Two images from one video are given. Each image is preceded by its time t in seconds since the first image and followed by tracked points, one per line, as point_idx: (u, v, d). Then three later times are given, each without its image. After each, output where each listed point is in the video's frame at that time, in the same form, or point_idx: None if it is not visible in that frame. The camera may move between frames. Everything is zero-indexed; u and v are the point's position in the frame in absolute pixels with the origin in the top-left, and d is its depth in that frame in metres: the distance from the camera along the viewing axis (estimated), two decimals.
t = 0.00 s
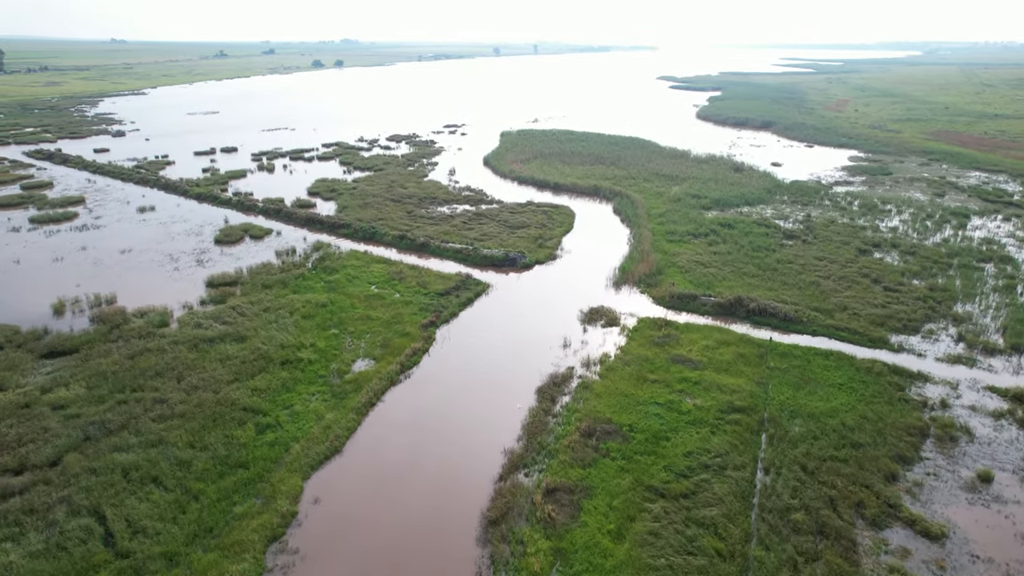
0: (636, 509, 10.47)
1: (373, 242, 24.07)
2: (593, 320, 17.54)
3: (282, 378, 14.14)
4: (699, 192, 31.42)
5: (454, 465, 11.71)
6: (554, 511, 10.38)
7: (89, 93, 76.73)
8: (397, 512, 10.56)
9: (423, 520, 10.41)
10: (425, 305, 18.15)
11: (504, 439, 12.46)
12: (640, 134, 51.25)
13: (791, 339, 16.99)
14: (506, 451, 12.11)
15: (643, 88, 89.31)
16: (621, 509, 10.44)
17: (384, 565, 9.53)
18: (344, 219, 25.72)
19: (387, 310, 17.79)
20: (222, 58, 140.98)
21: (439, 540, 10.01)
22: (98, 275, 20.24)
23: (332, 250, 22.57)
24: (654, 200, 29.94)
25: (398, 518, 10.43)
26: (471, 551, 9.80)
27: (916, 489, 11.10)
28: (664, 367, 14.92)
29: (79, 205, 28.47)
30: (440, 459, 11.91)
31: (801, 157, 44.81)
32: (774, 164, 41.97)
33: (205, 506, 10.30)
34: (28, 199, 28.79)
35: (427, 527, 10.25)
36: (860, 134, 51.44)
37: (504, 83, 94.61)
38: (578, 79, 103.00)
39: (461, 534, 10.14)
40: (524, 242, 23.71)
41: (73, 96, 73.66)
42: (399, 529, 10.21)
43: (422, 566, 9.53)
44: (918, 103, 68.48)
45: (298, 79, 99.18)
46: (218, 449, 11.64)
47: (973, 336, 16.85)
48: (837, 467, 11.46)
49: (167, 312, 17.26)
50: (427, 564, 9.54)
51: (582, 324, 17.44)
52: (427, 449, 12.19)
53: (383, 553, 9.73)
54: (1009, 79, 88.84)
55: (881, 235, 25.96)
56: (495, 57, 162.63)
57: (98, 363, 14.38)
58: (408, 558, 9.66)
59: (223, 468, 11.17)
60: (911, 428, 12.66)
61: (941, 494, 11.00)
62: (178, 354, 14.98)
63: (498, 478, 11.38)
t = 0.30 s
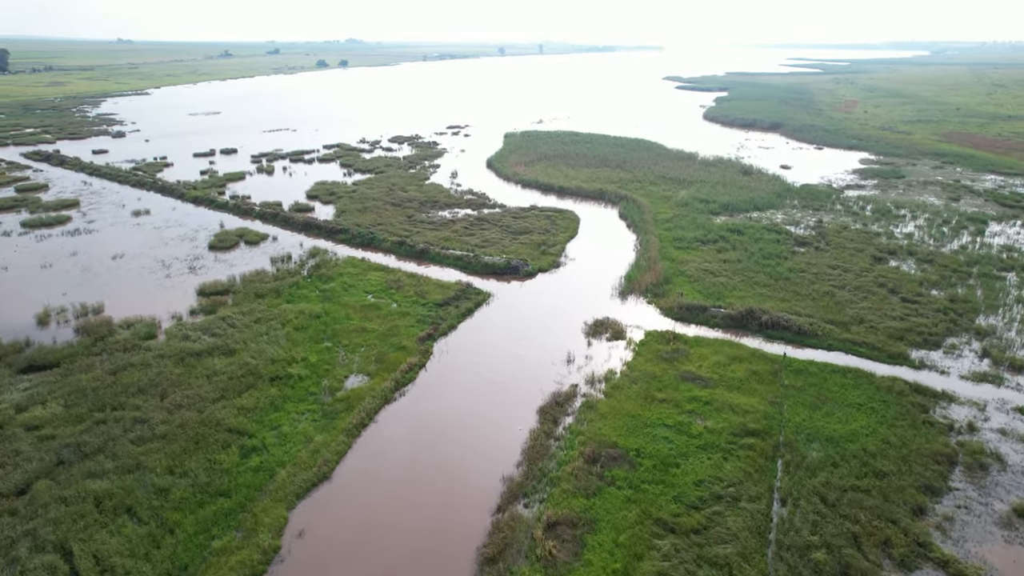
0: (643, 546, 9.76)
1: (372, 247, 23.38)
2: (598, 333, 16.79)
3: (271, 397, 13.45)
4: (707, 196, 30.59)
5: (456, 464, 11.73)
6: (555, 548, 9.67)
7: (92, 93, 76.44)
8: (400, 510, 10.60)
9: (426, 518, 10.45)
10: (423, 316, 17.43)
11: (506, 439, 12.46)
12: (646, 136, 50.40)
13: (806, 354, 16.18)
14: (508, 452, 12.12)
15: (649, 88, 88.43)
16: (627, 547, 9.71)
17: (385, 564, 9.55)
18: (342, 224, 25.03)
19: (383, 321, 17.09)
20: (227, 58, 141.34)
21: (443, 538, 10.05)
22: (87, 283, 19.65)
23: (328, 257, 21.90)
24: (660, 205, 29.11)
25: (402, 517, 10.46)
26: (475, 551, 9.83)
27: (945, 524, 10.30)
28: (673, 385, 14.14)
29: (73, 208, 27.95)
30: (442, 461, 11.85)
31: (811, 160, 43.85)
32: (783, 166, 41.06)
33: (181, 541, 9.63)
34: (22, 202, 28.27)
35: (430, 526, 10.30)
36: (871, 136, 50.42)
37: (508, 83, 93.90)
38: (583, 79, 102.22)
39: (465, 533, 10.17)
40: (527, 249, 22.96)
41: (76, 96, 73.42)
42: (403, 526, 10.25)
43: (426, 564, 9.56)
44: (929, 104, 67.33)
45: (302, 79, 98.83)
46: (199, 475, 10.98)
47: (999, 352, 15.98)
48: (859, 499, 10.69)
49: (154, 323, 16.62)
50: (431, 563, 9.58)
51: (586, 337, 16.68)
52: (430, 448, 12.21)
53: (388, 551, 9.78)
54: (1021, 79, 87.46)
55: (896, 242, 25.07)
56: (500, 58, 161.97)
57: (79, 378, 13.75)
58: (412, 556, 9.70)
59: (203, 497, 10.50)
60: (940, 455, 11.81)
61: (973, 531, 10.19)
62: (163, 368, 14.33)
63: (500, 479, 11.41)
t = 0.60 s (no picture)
0: None
1: (366, 254, 22.68)
2: (601, 347, 16.03)
3: (254, 417, 12.72)
4: (712, 200, 29.81)
5: (456, 464, 11.71)
6: None
7: (90, 93, 75.88)
8: (402, 509, 10.62)
9: (427, 518, 10.45)
10: (417, 328, 16.69)
11: (505, 439, 12.44)
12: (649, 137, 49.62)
13: (819, 369, 15.39)
14: (508, 450, 12.12)
15: (651, 88, 87.69)
16: None
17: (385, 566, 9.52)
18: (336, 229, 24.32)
19: (376, 333, 16.36)
20: (228, 58, 140.98)
21: (445, 536, 10.09)
22: (70, 292, 18.96)
23: (321, 264, 21.18)
24: (664, 209, 28.33)
25: (403, 516, 10.49)
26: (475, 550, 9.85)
27: (977, 565, 9.52)
28: (680, 405, 13.38)
29: (63, 212, 27.30)
30: (443, 462, 11.79)
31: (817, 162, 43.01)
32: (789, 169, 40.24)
33: None
34: (11, 205, 27.63)
35: (431, 524, 10.32)
36: (878, 138, 49.56)
37: (510, 83, 93.17)
38: (585, 79, 101.47)
39: (465, 532, 10.18)
40: (527, 256, 22.21)
41: (74, 96, 72.89)
42: (404, 525, 10.28)
43: (428, 564, 9.58)
44: (936, 104, 66.42)
45: (302, 79, 98.24)
46: (173, 505, 10.27)
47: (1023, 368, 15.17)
48: (881, 535, 9.93)
49: (137, 335, 15.91)
50: (431, 564, 9.57)
51: (588, 351, 15.93)
52: (429, 447, 12.20)
53: (390, 550, 9.81)
54: None
55: (908, 249, 24.25)
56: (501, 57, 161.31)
57: (52, 397, 13.04)
58: (414, 557, 9.70)
59: (175, 531, 9.80)
60: (967, 484, 11.02)
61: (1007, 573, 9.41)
62: (142, 386, 13.61)
63: (501, 477, 11.43)
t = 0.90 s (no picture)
0: None
1: (359, 261, 21.95)
2: (602, 363, 15.29)
3: (234, 441, 11.96)
4: (715, 205, 29.06)
5: (456, 466, 11.67)
6: None
7: (86, 94, 75.23)
8: (402, 511, 10.61)
9: (427, 520, 10.44)
10: (410, 342, 15.95)
11: (505, 440, 12.42)
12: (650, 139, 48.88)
13: (831, 387, 14.63)
14: (507, 460, 11.83)
15: (653, 89, 86.96)
16: None
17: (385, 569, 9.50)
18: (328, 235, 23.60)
19: (366, 348, 15.61)
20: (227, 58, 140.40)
21: (444, 537, 10.10)
22: (50, 302, 18.25)
23: (312, 272, 20.45)
24: (666, 214, 27.58)
25: (404, 514, 10.54)
26: (476, 548, 9.89)
27: None
28: (686, 427, 12.62)
29: (49, 216, 26.59)
30: (443, 464, 11.75)
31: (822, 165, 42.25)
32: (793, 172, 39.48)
33: None
34: None
35: (432, 523, 10.38)
36: (883, 139, 48.75)
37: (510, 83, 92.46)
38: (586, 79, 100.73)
39: (465, 533, 10.19)
40: (525, 264, 21.45)
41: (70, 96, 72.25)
42: (404, 525, 10.30)
43: (429, 563, 9.63)
44: (941, 105, 65.57)
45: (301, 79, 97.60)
46: (141, 542, 9.56)
47: None
48: None
49: (116, 350, 15.18)
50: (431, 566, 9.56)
51: (588, 367, 15.18)
52: (429, 450, 12.12)
53: (391, 548, 9.87)
54: None
55: (919, 256, 23.49)
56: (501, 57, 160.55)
57: (20, 418, 12.32)
58: (414, 560, 9.67)
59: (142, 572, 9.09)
60: (996, 517, 10.27)
61: None
62: (116, 406, 12.87)
63: (500, 482, 11.32)
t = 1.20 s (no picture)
0: None
1: (352, 269, 21.21)
2: (603, 380, 14.52)
3: (210, 468, 11.19)
4: (719, 209, 28.28)
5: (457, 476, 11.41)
6: None
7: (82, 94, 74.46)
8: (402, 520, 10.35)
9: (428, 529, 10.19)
10: (401, 357, 15.17)
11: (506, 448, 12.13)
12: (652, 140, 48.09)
13: (845, 406, 13.86)
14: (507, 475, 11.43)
15: (654, 89, 86.19)
16: None
17: None
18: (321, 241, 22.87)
19: (355, 363, 14.84)
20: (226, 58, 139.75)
21: (445, 547, 9.86)
22: (28, 313, 17.52)
23: (301, 281, 19.69)
24: (669, 219, 26.80)
25: (403, 524, 10.29)
26: (477, 561, 9.61)
27: None
28: (692, 452, 11.85)
29: (34, 221, 25.85)
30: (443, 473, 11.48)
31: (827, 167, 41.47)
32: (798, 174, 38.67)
33: None
34: None
35: (433, 533, 10.12)
36: (889, 141, 47.96)
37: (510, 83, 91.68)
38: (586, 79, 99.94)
39: (467, 542, 9.97)
40: (523, 272, 20.69)
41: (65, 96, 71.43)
42: (404, 535, 10.04)
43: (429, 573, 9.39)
44: (946, 106, 64.75)
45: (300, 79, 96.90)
46: None
47: None
48: None
49: (92, 365, 14.41)
50: None
51: (589, 385, 14.40)
52: (428, 459, 11.85)
53: (390, 558, 9.62)
54: None
55: (931, 263, 22.71)
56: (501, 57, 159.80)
57: None
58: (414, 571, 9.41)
59: None
60: None
61: None
62: (86, 428, 12.10)
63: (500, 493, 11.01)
